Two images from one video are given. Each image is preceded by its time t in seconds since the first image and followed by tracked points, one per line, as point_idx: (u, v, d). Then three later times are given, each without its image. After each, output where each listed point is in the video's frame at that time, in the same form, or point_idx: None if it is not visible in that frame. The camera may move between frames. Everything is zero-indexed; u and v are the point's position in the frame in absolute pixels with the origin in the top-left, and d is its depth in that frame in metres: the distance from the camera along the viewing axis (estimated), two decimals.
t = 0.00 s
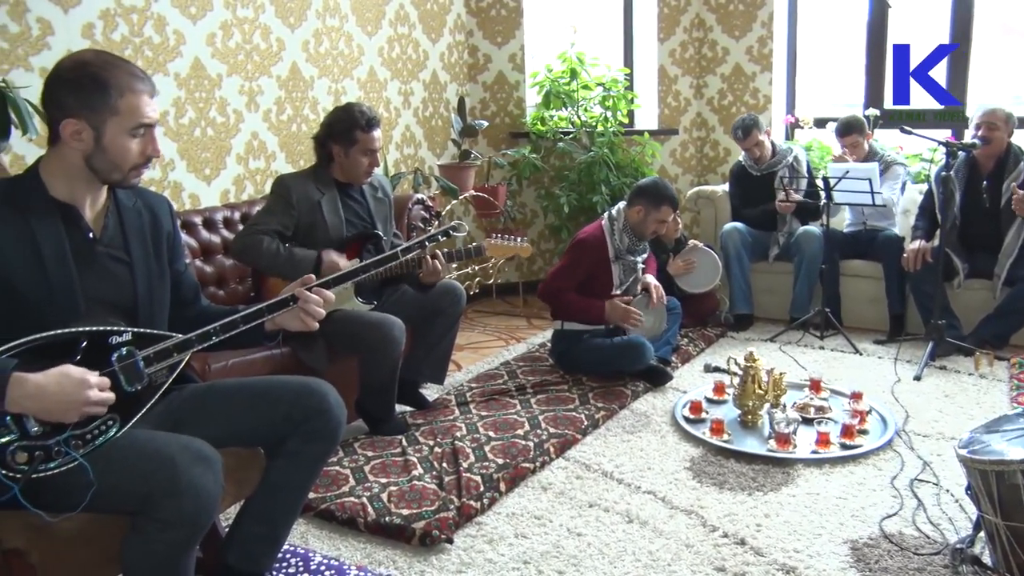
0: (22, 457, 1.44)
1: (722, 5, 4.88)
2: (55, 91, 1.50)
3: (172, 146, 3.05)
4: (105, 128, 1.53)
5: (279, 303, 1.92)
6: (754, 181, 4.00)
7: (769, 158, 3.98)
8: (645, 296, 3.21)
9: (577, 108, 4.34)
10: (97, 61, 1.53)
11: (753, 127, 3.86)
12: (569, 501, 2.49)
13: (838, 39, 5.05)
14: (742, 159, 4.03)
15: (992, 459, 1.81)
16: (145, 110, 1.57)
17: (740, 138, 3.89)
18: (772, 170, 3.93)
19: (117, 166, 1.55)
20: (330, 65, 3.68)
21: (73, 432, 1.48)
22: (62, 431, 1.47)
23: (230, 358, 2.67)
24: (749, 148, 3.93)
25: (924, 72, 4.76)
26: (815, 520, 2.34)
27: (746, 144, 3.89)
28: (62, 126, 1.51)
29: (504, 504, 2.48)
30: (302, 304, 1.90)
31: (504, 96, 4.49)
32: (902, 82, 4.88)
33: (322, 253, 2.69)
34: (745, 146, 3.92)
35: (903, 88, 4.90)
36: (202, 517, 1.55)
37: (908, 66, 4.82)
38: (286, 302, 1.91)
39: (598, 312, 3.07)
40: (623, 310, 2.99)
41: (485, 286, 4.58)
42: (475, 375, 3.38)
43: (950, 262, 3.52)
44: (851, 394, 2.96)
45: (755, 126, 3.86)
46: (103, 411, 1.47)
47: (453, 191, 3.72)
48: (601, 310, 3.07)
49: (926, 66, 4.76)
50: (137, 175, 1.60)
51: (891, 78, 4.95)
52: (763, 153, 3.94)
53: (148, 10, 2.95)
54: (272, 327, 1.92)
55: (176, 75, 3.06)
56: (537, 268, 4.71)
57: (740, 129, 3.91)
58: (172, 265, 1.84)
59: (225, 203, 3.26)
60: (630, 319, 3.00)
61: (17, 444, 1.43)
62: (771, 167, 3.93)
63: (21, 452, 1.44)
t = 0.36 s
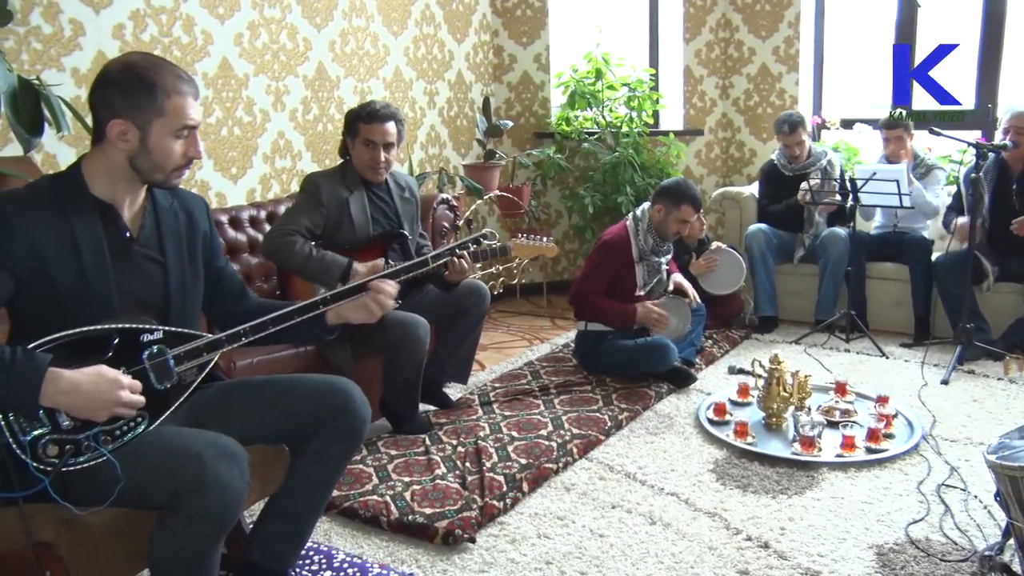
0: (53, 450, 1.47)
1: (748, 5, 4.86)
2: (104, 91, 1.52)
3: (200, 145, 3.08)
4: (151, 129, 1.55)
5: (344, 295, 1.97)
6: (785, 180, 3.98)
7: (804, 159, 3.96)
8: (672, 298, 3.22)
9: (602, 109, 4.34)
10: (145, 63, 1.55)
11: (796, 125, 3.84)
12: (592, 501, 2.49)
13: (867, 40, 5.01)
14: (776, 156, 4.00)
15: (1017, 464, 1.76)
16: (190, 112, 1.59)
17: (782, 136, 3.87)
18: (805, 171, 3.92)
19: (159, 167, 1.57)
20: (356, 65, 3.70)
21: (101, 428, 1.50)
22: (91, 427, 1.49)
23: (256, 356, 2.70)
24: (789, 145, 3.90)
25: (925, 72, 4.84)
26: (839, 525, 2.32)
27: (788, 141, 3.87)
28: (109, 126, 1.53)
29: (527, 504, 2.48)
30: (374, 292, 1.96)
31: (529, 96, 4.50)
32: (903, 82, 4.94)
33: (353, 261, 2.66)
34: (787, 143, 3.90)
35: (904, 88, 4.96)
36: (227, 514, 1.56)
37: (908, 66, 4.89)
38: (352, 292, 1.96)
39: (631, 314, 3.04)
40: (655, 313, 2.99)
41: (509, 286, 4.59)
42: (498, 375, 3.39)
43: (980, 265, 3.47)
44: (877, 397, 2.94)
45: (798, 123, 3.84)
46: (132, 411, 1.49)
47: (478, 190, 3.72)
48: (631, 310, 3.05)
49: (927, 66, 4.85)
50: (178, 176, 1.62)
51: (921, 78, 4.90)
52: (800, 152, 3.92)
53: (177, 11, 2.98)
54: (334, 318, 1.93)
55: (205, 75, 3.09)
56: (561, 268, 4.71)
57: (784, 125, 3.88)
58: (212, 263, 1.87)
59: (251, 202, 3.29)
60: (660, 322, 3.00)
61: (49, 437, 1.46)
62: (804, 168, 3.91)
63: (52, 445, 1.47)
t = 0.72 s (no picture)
0: (84, 442, 1.48)
1: (773, 6, 4.84)
2: (159, 94, 1.55)
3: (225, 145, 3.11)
4: (201, 136, 1.57)
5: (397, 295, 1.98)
6: (819, 182, 3.94)
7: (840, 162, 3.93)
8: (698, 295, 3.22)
9: (626, 110, 4.33)
10: (203, 71, 1.58)
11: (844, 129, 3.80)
12: (613, 503, 2.49)
13: (894, 40, 4.97)
14: (812, 157, 3.97)
15: None
16: (242, 123, 1.60)
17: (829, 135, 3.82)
18: (839, 176, 3.89)
19: (204, 174, 1.59)
20: (380, 65, 3.72)
21: (132, 424, 1.52)
22: (122, 422, 1.51)
23: (277, 355, 2.63)
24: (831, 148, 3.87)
25: (924, 72, 4.91)
26: (863, 529, 2.30)
27: (833, 142, 3.83)
28: (161, 129, 1.56)
29: (549, 505, 2.48)
30: (424, 292, 1.97)
31: (553, 96, 4.51)
32: (903, 82, 5.01)
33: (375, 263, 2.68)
34: (831, 145, 3.85)
35: (903, 88, 5.03)
36: (253, 514, 1.58)
37: (908, 66, 4.96)
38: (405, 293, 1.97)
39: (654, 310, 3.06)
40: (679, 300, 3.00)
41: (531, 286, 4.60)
42: (520, 375, 3.39)
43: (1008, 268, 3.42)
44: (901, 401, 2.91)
45: (847, 127, 3.80)
46: (163, 408, 1.50)
47: (501, 190, 3.73)
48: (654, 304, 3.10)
49: (927, 65, 4.90)
50: (222, 184, 1.63)
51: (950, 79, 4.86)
52: (842, 155, 3.87)
53: (204, 12, 3.01)
54: (386, 318, 1.96)
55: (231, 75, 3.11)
56: (583, 269, 4.71)
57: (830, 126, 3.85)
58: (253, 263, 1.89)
59: (275, 200, 3.31)
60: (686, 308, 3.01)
61: (80, 430, 1.47)
62: (841, 172, 3.88)
63: (83, 438, 1.48)
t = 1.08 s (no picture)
0: (116, 435, 1.50)
1: (798, 6, 4.81)
2: (212, 94, 1.56)
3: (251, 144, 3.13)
4: (248, 137, 1.58)
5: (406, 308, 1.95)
6: (845, 184, 3.92)
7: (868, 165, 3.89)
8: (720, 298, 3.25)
9: (650, 110, 4.32)
10: (259, 76, 1.60)
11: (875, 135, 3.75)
12: (635, 504, 2.48)
13: (922, 40, 4.92)
14: (839, 157, 3.94)
15: None
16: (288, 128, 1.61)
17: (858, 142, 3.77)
18: (866, 179, 3.86)
19: (249, 174, 1.60)
20: (404, 65, 3.73)
21: (163, 418, 1.54)
22: (154, 416, 1.53)
23: (303, 354, 2.72)
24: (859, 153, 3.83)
25: (924, 73, 4.93)
26: (887, 534, 2.28)
27: (863, 150, 3.78)
28: (209, 128, 1.57)
29: (570, 505, 2.48)
30: (430, 307, 1.92)
31: (577, 96, 4.51)
32: (902, 82, 4.98)
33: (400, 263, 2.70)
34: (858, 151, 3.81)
35: (903, 88, 4.99)
36: (281, 511, 1.59)
37: (908, 67, 4.95)
38: (411, 307, 1.93)
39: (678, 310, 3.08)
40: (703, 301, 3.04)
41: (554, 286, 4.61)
42: (542, 376, 3.40)
43: None
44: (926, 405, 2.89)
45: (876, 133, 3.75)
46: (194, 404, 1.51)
47: (524, 190, 3.73)
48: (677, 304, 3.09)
49: (926, 66, 4.92)
50: (263, 186, 1.65)
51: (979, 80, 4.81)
52: (870, 160, 3.83)
53: (230, 12, 3.03)
54: (394, 332, 1.93)
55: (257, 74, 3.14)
56: (606, 269, 4.71)
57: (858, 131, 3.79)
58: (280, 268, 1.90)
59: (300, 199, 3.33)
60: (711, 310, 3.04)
61: (113, 422, 1.49)
62: (869, 175, 3.85)
63: (115, 430, 1.50)
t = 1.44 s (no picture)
0: (135, 433, 1.52)
1: (821, 6, 4.78)
2: (227, 93, 1.57)
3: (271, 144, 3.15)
4: (264, 135, 1.59)
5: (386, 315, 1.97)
6: (861, 185, 3.92)
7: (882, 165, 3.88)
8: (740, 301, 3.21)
9: (670, 111, 4.31)
10: (273, 74, 1.61)
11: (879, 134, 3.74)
12: (654, 505, 2.48)
13: (946, 41, 4.88)
14: (852, 160, 3.94)
15: None
16: (303, 125, 1.62)
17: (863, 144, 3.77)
18: (882, 178, 3.85)
19: (264, 172, 1.61)
20: (425, 65, 3.74)
21: (181, 416, 1.56)
22: (172, 414, 1.54)
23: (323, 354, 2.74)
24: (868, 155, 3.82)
25: (924, 72, 4.95)
26: (908, 538, 2.27)
27: (869, 150, 3.77)
28: (225, 126, 1.59)
29: (589, 506, 2.48)
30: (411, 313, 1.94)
31: (597, 97, 4.51)
32: (902, 81, 4.99)
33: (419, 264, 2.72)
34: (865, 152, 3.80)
35: (903, 88, 5.01)
36: (300, 506, 1.58)
37: (908, 66, 4.96)
38: (391, 314, 1.95)
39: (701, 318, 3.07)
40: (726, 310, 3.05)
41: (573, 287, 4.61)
42: (562, 376, 3.40)
43: None
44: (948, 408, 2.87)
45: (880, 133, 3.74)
46: (212, 402, 1.52)
47: (544, 190, 3.74)
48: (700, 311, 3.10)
49: (927, 65, 4.94)
50: (278, 183, 1.66)
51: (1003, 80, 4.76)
52: (881, 160, 3.82)
53: (251, 12, 3.05)
54: (374, 339, 1.95)
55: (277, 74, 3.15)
56: (625, 269, 4.71)
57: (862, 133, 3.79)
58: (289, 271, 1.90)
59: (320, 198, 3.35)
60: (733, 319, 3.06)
61: (132, 420, 1.51)
62: (883, 175, 3.84)
63: (134, 428, 1.52)
